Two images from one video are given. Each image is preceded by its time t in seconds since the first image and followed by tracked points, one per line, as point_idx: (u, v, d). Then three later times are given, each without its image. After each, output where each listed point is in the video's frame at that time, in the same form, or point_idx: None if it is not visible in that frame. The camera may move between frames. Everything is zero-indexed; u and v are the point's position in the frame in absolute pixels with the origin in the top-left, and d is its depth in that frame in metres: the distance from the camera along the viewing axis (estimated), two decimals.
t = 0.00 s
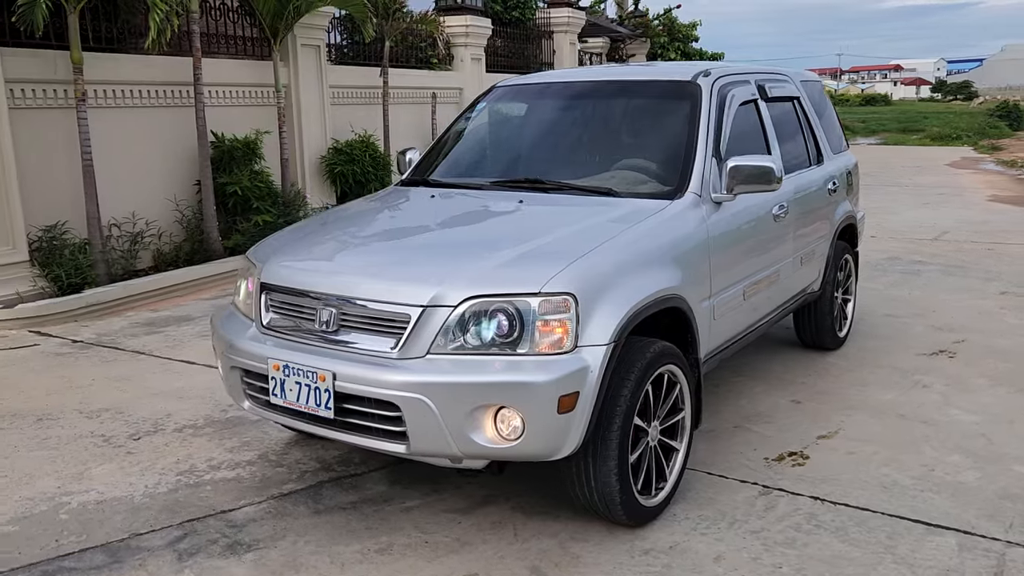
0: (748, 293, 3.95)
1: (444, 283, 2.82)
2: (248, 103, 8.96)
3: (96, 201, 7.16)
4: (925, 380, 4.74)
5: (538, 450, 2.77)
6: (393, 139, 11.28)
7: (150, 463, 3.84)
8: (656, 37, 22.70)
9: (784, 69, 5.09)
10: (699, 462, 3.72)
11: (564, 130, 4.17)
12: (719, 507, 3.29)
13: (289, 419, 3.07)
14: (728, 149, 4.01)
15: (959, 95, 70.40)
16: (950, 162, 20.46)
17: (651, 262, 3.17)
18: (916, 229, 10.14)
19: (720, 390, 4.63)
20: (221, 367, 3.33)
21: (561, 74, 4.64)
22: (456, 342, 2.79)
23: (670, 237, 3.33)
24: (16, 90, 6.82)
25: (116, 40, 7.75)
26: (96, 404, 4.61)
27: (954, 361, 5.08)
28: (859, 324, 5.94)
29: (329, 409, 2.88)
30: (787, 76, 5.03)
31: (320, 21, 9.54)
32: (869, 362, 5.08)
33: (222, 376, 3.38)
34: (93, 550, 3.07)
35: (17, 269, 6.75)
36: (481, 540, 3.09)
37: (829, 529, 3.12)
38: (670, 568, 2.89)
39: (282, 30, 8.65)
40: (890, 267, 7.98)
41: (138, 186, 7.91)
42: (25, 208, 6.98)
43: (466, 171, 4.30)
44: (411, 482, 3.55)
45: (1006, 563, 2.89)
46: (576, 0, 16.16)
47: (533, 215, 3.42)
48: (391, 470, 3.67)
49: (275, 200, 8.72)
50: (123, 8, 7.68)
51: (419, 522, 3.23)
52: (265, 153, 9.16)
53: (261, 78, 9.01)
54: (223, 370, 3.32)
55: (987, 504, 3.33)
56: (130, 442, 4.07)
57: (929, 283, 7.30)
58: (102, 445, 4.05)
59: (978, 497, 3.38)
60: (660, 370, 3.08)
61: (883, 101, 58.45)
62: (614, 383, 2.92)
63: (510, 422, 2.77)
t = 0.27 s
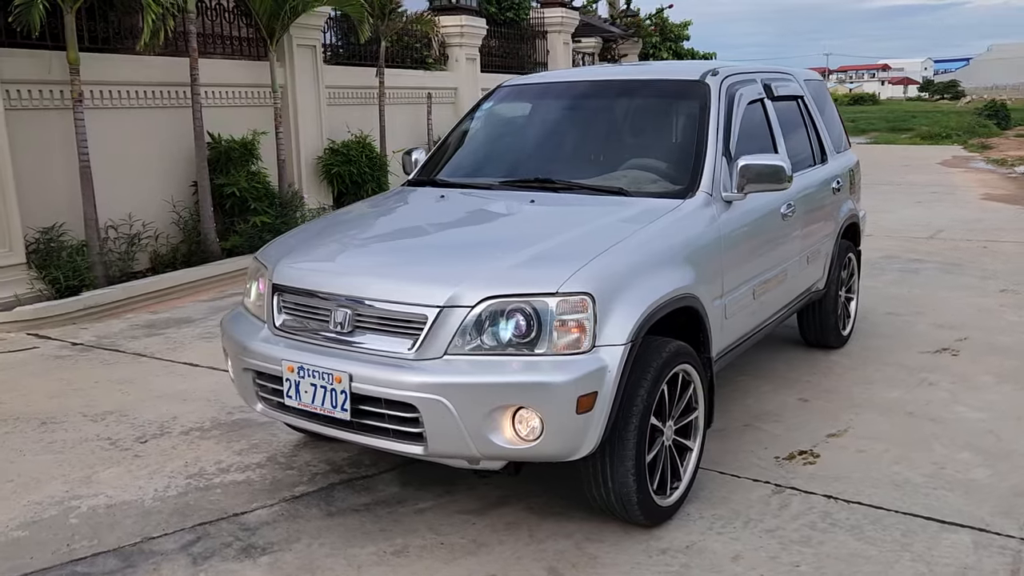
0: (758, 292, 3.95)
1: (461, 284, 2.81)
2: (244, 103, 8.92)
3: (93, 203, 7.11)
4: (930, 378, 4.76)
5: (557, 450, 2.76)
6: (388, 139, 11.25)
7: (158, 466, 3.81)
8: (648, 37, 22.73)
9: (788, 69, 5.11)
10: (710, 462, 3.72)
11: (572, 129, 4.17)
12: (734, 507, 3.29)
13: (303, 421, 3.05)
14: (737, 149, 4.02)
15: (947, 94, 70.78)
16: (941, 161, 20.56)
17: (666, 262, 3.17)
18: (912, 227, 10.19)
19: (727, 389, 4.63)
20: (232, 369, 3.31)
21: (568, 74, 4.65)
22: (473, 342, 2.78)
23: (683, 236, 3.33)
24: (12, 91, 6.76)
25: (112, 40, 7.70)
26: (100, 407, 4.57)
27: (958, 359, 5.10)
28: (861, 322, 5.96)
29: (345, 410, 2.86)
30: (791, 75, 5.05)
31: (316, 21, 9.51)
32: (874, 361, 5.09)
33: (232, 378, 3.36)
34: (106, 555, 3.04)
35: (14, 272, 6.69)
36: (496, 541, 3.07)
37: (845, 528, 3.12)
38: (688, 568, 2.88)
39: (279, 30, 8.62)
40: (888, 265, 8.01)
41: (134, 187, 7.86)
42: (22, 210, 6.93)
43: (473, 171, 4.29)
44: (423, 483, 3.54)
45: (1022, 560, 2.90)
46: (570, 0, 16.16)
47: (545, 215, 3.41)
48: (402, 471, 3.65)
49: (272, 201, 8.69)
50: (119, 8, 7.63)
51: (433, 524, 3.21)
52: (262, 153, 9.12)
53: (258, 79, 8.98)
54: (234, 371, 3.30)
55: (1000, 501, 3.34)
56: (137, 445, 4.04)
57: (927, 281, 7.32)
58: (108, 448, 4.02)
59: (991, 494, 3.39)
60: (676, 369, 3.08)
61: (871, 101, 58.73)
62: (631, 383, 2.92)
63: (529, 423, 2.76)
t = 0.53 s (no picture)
0: (765, 289, 3.97)
1: (476, 283, 2.80)
2: (241, 104, 8.89)
3: (90, 204, 7.06)
4: (933, 376, 4.78)
5: (574, 449, 2.76)
6: (384, 140, 11.24)
7: (166, 468, 3.78)
8: (639, 37, 22.77)
9: (790, 67, 5.12)
10: (720, 459, 3.73)
11: (578, 128, 4.17)
12: (746, 504, 3.30)
13: (317, 421, 3.04)
14: (743, 146, 4.02)
15: (934, 93, 71.16)
16: (932, 160, 20.66)
17: (678, 260, 3.17)
18: (907, 226, 10.23)
19: (732, 388, 4.64)
20: (243, 370, 3.29)
21: (572, 73, 4.65)
22: (488, 342, 2.77)
23: (693, 235, 3.34)
24: (7, 92, 6.72)
25: (109, 40, 7.66)
26: (103, 410, 4.54)
27: (960, 357, 5.13)
28: (862, 320, 5.98)
29: (360, 410, 2.85)
30: (794, 74, 5.06)
31: (312, 22, 9.49)
32: (877, 359, 5.11)
33: (243, 379, 3.34)
34: (118, 557, 3.02)
35: (10, 274, 6.62)
36: (511, 541, 3.07)
37: (857, 525, 3.13)
38: (704, 566, 2.88)
39: (275, 30, 8.59)
40: (885, 264, 8.04)
41: (131, 188, 7.82)
42: (18, 211, 6.88)
43: (479, 170, 4.29)
44: (433, 483, 3.53)
45: None
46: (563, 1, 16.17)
47: (555, 213, 3.41)
48: (412, 471, 3.64)
49: (269, 202, 8.66)
50: (116, 8, 7.59)
51: (446, 523, 3.20)
52: (258, 154, 9.09)
53: (254, 79, 8.94)
54: (245, 372, 3.28)
55: (1010, 497, 3.36)
56: (143, 447, 4.01)
57: (925, 279, 7.36)
58: (114, 450, 3.99)
59: (1000, 490, 3.41)
60: (688, 367, 3.08)
61: (859, 101, 59.02)
62: (645, 381, 2.91)
63: (545, 422, 2.76)
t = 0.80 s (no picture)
0: (770, 287, 3.97)
1: (487, 282, 2.80)
2: (236, 105, 8.86)
3: (86, 205, 7.02)
4: (934, 373, 4.80)
5: (586, 448, 2.75)
6: (379, 140, 11.22)
7: (171, 469, 3.76)
8: (631, 37, 22.80)
9: (791, 66, 5.14)
10: (726, 458, 3.73)
11: (583, 127, 4.17)
12: (754, 502, 3.30)
13: (326, 421, 3.03)
14: (748, 145, 4.03)
15: (922, 93, 71.50)
16: (923, 159, 20.75)
17: (686, 259, 3.17)
18: (901, 224, 10.27)
19: (735, 386, 4.65)
20: (250, 371, 3.28)
21: (575, 72, 4.65)
22: (499, 340, 2.77)
23: (701, 233, 3.34)
24: (4, 93, 6.68)
25: (105, 41, 7.63)
26: (105, 412, 4.51)
27: (960, 354, 5.15)
28: (861, 318, 6.00)
29: (371, 410, 2.84)
30: (794, 73, 5.08)
31: (308, 22, 9.46)
32: (878, 356, 5.13)
33: (250, 380, 3.33)
34: (126, 559, 3.01)
35: (6, 275, 6.60)
36: (521, 540, 3.06)
37: (866, 521, 3.14)
38: (715, 563, 2.89)
39: (270, 30, 8.56)
40: (881, 262, 8.07)
41: (127, 190, 7.79)
42: (14, 213, 6.85)
43: (483, 170, 4.28)
44: (441, 483, 3.52)
45: None
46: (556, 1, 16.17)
47: (562, 212, 3.41)
48: (419, 471, 3.63)
49: (265, 203, 8.65)
50: (111, 8, 7.55)
51: (455, 523, 3.20)
52: (254, 155, 9.06)
53: (249, 79, 8.91)
54: (253, 373, 3.27)
55: (1016, 493, 3.37)
56: (146, 449, 3.99)
57: (922, 278, 7.39)
58: (117, 452, 3.97)
59: (1006, 486, 3.42)
60: (698, 366, 3.09)
61: (849, 100, 59.25)
62: (656, 379, 2.92)
63: (557, 421, 2.75)
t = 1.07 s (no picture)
0: (772, 286, 3.97)
1: (491, 281, 2.78)
2: (231, 105, 8.83)
3: (80, 207, 6.98)
4: (934, 371, 4.81)
5: (592, 448, 2.74)
6: (374, 141, 11.19)
7: (171, 472, 3.73)
8: (624, 37, 22.82)
9: (789, 65, 5.14)
10: (729, 457, 3.72)
11: (584, 126, 4.15)
12: (759, 501, 3.30)
13: (329, 423, 3.01)
14: (749, 143, 4.03)
15: (913, 92, 71.80)
16: (915, 158, 20.82)
17: (690, 257, 3.16)
18: (896, 224, 10.29)
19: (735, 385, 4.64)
20: (252, 372, 3.26)
21: (574, 71, 4.63)
22: (504, 340, 2.76)
23: (704, 232, 3.33)
24: None
25: (99, 41, 7.59)
26: (103, 414, 4.48)
27: (958, 352, 5.16)
28: (859, 317, 6.00)
29: (376, 410, 2.82)
30: (793, 72, 5.08)
31: (302, 22, 9.44)
32: (877, 355, 5.13)
33: (251, 382, 3.30)
34: (128, 563, 2.98)
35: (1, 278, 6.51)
36: (526, 541, 3.05)
37: (871, 520, 3.14)
38: (721, 562, 2.88)
39: (265, 31, 8.54)
40: (877, 261, 8.08)
41: (122, 191, 7.75)
42: (8, 215, 6.80)
43: (483, 169, 4.26)
44: (444, 484, 3.50)
45: None
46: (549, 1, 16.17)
47: (565, 212, 3.40)
48: (421, 472, 3.61)
49: (260, 204, 8.63)
50: (105, 8, 7.52)
51: (459, 524, 3.18)
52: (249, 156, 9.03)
53: (244, 80, 8.88)
54: (254, 374, 3.25)
55: (1018, 491, 3.37)
56: (145, 452, 3.96)
57: (918, 276, 7.41)
58: (116, 455, 3.94)
59: (1009, 484, 3.43)
60: (702, 365, 3.08)
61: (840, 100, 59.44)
62: (661, 378, 2.91)
63: (563, 421, 2.74)
